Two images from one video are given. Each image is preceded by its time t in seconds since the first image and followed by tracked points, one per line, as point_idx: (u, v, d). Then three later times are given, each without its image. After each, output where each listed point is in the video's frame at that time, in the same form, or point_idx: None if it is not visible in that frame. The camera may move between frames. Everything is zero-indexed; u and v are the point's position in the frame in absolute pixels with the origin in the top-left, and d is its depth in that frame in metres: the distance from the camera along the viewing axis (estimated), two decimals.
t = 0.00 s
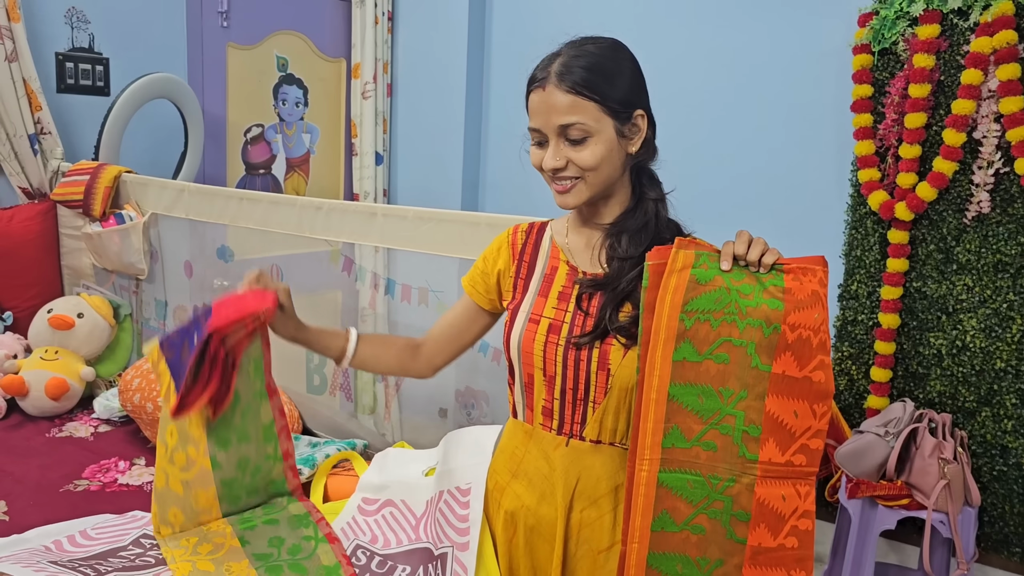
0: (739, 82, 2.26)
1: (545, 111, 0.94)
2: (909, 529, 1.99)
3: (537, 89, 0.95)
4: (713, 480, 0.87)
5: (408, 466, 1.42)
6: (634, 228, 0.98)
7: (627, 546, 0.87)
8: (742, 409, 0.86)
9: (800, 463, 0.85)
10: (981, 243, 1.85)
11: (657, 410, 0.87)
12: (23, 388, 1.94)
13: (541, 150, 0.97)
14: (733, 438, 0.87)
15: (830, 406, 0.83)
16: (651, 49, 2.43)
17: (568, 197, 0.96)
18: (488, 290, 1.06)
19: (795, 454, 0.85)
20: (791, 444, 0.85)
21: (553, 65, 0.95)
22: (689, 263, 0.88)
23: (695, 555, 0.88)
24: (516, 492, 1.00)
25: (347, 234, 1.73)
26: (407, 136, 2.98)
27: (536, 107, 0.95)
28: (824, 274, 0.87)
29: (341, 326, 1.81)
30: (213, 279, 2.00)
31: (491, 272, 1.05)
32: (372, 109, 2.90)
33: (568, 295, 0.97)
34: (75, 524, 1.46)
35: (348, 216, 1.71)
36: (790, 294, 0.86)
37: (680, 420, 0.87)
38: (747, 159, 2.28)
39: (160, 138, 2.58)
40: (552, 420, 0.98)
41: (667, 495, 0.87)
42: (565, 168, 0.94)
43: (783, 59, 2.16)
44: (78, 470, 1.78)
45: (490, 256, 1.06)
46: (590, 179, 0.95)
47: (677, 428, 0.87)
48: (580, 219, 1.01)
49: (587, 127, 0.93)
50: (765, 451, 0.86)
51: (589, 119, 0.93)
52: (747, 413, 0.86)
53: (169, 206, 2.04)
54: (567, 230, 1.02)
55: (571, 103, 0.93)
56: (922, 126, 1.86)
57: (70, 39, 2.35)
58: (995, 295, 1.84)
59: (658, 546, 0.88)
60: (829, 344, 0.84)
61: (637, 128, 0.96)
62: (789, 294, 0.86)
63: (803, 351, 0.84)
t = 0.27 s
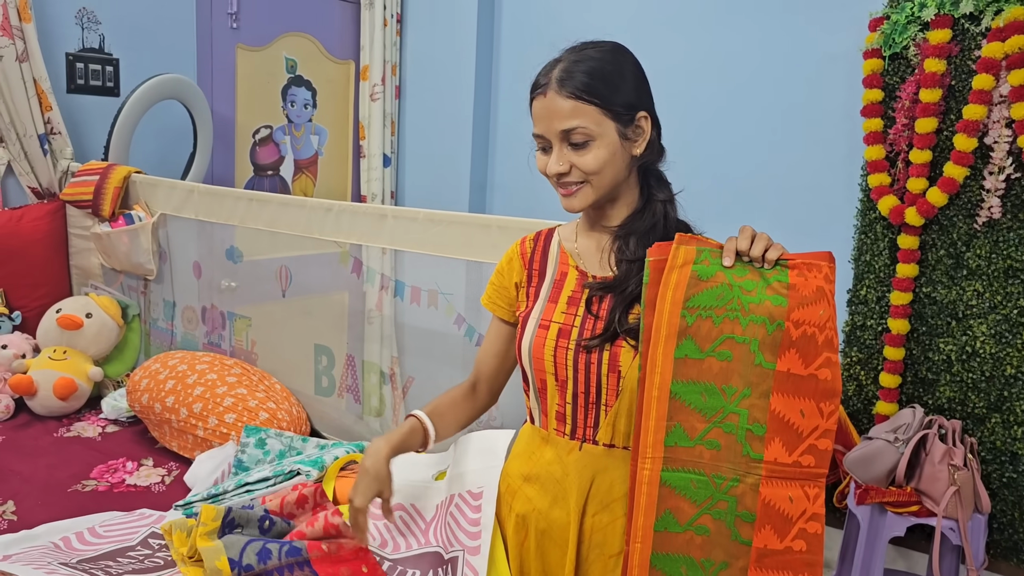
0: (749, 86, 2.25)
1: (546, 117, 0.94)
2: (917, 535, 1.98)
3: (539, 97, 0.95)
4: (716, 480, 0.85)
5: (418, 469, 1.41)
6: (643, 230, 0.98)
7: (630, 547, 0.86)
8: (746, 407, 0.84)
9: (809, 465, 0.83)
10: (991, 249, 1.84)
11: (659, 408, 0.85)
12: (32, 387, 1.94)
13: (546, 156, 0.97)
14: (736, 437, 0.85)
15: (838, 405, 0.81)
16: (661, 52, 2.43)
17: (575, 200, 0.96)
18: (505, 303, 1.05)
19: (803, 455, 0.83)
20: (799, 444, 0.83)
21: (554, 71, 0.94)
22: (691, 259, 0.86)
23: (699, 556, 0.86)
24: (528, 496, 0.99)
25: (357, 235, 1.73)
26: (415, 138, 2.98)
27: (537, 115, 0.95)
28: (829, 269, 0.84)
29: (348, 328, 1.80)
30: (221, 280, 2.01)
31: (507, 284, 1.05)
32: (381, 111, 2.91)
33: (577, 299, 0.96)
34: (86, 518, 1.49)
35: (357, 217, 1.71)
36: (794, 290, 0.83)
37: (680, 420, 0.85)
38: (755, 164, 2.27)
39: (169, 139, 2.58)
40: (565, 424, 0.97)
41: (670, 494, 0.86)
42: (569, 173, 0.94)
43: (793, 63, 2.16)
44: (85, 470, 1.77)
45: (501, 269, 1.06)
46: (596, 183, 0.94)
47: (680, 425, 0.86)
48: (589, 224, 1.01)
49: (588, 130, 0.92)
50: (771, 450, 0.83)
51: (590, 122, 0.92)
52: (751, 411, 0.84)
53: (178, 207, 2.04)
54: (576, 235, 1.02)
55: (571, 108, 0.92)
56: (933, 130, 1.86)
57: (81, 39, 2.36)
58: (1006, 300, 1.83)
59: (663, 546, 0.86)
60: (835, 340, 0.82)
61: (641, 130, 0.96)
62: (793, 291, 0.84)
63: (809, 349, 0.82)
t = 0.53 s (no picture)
0: (756, 91, 2.25)
1: (585, 113, 0.94)
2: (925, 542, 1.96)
3: (573, 93, 0.95)
4: (699, 462, 0.86)
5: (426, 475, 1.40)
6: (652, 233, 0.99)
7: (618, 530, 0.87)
8: (724, 388, 0.86)
9: (794, 446, 0.84)
10: (999, 254, 1.83)
11: (638, 387, 0.87)
12: (38, 392, 1.94)
13: (576, 155, 0.97)
14: (715, 417, 0.86)
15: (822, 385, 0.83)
16: (666, 57, 2.42)
17: (608, 198, 0.96)
18: (510, 306, 1.07)
19: (787, 436, 0.84)
20: (782, 425, 0.84)
21: (588, 70, 0.95)
22: (659, 242, 0.90)
23: (687, 540, 0.87)
24: (539, 504, 1.04)
25: (363, 240, 1.72)
26: (420, 142, 2.99)
27: (573, 111, 0.95)
28: (800, 247, 0.87)
29: (353, 333, 1.80)
30: (227, 284, 2.00)
31: (514, 289, 1.07)
32: (386, 116, 2.91)
33: (588, 304, 0.98)
34: (91, 527, 1.49)
35: (365, 222, 1.71)
36: (765, 268, 0.87)
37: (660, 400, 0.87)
38: (761, 168, 2.27)
39: (175, 144, 2.58)
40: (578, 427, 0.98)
41: (655, 475, 0.87)
42: (606, 169, 0.94)
43: (799, 68, 2.16)
44: (91, 476, 1.77)
45: (506, 274, 1.08)
46: (630, 180, 0.95)
47: (660, 407, 0.87)
48: (601, 229, 1.01)
49: (628, 127, 0.94)
50: (751, 431, 0.85)
51: (628, 120, 0.94)
52: (729, 392, 0.86)
53: (184, 212, 2.04)
54: (585, 242, 1.03)
55: (613, 104, 0.93)
56: (941, 135, 1.85)
57: (87, 44, 2.36)
58: (1014, 306, 1.83)
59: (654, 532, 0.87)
60: (811, 319, 0.84)
61: (664, 133, 0.99)
62: (766, 270, 0.86)
63: (785, 327, 0.84)
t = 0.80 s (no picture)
0: (750, 101, 2.26)
1: (608, 123, 0.93)
2: (922, 552, 1.95)
3: (594, 104, 0.95)
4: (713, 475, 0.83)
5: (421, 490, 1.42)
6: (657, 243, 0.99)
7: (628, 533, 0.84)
8: (747, 320, 0.82)
9: (823, 387, 0.78)
10: (994, 263, 1.83)
11: (658, 321, 0.82)
12: (31, 407, 1.93)
13: (595, 164, 0.95)
14: (738, 349, 0.82)
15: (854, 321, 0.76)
16: (660, 67, 2.43)
17: (628, 208, 0.95)
18: (516, 318, 0.99)
19: (815, 376, 0.78)
20: (810, 363, 0.78)
21: (607, 81, 0.95)
22: (682, 165, 0.84)
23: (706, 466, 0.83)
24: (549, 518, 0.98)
25: (358, 252, 1.72)
26: (415, 154, 2.99)
27: (595, 121, 0.94)
28: (835, 171, 0.81)
29: (349, 345, 1.79)
30: (222, 297, 2.00)
31: (519, 301, 0.99)
32: (382, 128, 2.92)
33: (597, 315, 0.95)
34: (82, 544, 1.47)
35: (360, 234, 1.71)
36: (795, 195, 0.81)
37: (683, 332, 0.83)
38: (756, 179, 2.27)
39: (170, 156, 2.58)
40: (590, 442, 0.95)
41: (675, 408, 0.83)
42: (628, 178, 0.93)
43: (792, 79, 2.17)
44: (85, 491, 1.76)
45: (507, 286, 1.00)
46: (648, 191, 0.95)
47: (682, 339, 0.83)
48: (604, 240, 0.99)
49: (647, 138, 0.94)
50: (775, 366, 0.80)
51: (648, 130, 0.95)
52: (752, 324, 0.81)
53: (179, 225, 2.04)
54: (586, 253, 1.00)
55: (635, 114, 0.94)
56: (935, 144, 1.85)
57: (81, 57, 2.36)
58: (1009, 314, 1.83)
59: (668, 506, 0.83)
60: (845, 249, 0.77)
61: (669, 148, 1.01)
62: (796, 195, 0.81)
63: (816, 257, 0.78)
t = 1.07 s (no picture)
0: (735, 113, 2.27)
1: (589, 138, 0.94)
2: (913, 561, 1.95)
3: (575, 120, 0.95)
4: (712, 446, 0.82)
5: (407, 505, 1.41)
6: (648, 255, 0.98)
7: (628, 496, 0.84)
8: (750, 305, 0.78)
9: (827, 376, 0.73)
10: (979, 271, 1.85)
11: (658, 301, 0.80)
12: (16, 424, 1.92)
13: (581, 180, 0.95)
14: (741, 333, 0.79)
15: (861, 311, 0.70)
16: (646, 79, 2.44)
17: (613, 220, 0.94)
18: (517, 333, 0.96)
19: (819, 364, 0.73)
20: (815, 352, 0.73)
21: (586, 97, 0.96)
22: (685, 145, 0.79)
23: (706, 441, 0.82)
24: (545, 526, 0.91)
25: (345, 266, 1.72)
26: (403, 166, 2.99)
27: (577, 137, 0.94)
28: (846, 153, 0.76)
29: (338, 359, 1.79)
30: (210, 311, 1.99)
31: (518, 315, 0.97)
32: (368, 139, 2.91)
33: (591, 330, 0.94)
34: (66, 563, 1.46)
35: (345, 249, 1.70)
36: (804, 177, 0.76)
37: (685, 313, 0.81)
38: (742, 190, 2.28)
39: (157, 170, 2.58)
40: (587, 456, 0.94)
41: (674, 386, 0.81)
42: (614, 192, 0.93)
43: (777, 90, 2.18)
44: (70, 509, 1.74)
45: (506, 301, 0.98)
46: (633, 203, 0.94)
47: (682, 319, 0.81)
48: (595, 255, 0.99)
49: (630, 150, 0.94)
50: (779, 351, 0.76)
51: (630, 143, 0.95)
52: (756, 309, 0.78)
53: (165, 239, 2.03)
54: (578, 268, 1.00)
55: (616, 127, 0.94)
56: (919, 154, 1.87)
57: (67, 72, 2.36)
58: (995, 323, 1.84)
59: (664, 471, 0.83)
60: (853, 237, 0.72)
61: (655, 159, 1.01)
62: (805, 178, 0.76)
63: (824, 245, 0.73)
